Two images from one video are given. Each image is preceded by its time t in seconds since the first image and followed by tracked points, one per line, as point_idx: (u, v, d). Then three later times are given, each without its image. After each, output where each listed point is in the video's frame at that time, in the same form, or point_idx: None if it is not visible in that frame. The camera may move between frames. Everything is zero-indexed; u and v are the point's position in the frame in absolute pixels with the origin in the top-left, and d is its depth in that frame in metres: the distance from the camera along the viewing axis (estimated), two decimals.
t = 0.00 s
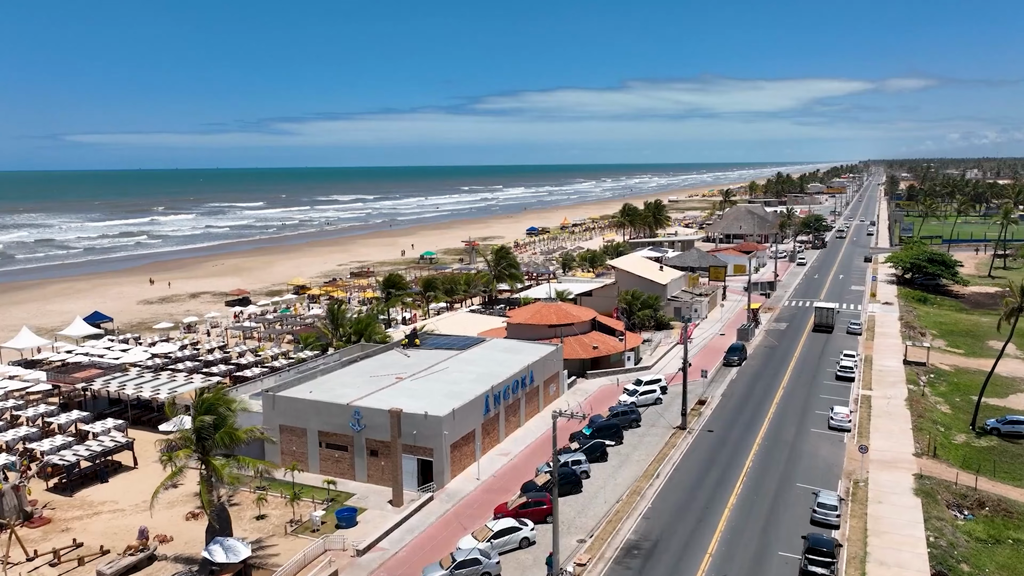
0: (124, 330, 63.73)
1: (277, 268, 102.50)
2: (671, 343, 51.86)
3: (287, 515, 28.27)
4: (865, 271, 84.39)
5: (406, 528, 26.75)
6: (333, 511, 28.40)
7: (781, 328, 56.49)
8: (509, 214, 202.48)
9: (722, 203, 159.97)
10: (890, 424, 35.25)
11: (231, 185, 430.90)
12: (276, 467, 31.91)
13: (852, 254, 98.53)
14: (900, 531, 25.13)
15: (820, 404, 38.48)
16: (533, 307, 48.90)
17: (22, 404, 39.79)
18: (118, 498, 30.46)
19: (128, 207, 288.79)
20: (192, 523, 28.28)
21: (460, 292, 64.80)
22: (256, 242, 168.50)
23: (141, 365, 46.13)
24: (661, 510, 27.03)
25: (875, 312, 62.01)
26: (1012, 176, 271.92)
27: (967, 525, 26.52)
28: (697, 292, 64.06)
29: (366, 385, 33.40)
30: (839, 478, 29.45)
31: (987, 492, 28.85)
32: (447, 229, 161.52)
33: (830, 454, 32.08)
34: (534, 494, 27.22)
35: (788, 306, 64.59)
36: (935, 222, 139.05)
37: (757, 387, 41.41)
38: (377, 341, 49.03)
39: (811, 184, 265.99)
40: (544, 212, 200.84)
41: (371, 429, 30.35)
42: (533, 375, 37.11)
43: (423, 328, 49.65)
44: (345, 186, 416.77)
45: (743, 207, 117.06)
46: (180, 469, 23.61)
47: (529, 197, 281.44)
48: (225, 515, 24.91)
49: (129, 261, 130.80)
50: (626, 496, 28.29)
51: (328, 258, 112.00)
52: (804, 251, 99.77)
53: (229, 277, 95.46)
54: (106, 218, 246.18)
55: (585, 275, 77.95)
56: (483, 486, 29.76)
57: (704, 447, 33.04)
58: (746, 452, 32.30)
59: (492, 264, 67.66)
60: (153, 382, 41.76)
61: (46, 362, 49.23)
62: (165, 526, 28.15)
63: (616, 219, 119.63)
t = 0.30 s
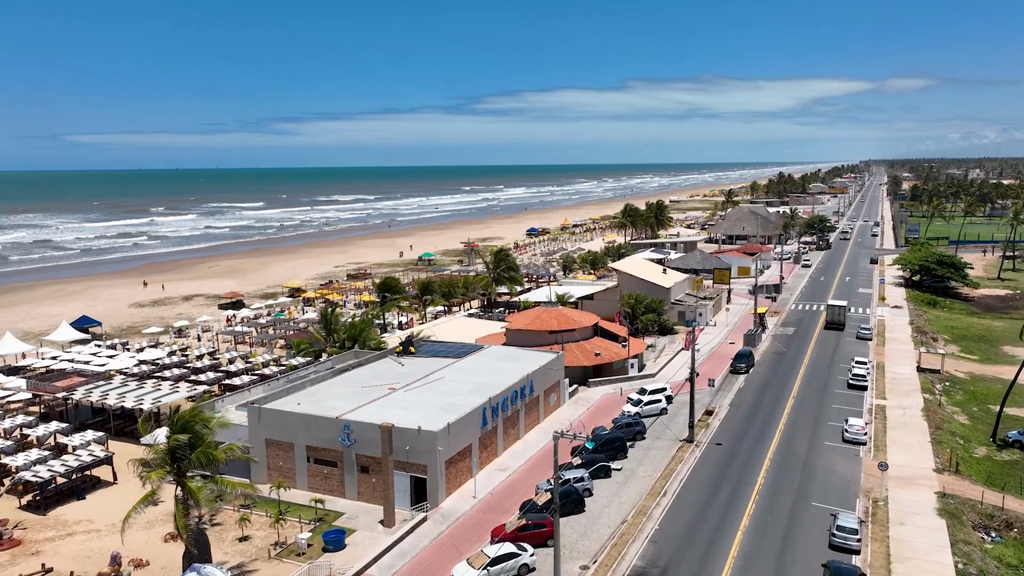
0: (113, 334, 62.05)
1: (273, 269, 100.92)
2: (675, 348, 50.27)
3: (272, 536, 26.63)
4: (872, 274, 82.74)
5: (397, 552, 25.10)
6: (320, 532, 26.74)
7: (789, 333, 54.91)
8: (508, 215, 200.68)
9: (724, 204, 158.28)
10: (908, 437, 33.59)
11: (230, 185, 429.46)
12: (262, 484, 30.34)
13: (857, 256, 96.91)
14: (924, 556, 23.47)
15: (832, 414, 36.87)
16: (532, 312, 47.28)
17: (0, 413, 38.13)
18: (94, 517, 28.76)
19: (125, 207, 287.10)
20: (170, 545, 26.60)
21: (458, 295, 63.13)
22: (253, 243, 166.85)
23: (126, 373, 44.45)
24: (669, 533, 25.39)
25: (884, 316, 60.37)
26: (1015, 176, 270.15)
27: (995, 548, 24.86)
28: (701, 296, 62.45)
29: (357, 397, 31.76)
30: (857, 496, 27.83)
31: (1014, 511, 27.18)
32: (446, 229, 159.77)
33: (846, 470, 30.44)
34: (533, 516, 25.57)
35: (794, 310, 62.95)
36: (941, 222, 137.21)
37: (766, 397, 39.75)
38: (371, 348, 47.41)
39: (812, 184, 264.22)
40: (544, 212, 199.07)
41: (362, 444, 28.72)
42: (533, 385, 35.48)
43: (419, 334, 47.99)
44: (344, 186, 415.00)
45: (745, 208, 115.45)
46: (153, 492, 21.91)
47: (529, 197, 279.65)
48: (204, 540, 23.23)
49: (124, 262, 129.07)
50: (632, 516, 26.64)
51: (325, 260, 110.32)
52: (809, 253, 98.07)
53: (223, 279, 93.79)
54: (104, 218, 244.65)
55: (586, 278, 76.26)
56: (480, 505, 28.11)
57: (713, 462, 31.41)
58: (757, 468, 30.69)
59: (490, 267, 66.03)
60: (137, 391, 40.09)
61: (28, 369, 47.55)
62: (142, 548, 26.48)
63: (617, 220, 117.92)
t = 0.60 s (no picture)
0: (101, 339, 60.37)
1: (268, 271, 99.22)
2: (681, 355, 48.61)
3: (254, 562, 24.86)
4: (879, 276, 81.00)
5: None
6: (305, 557, 24.98)
7: (797, 338, 53.28)
8: (508, 215, 198.93)
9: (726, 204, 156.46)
10: (928, 451, 31.85)
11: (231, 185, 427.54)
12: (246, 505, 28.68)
13: (863, 257, 95.13)
14: None
15: (846, 426, 35.19)
16: (531, 317, 45.63)
17: None
18: (67, 539, 27.11)
19: (123, 207, 285.45)
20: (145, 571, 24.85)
21: (456, 299, 61.41)
22: (250, 244, 165.15)
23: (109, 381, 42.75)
24: (678, 559, 23.65)
25: (895, 320, 58.63)
26: (1019, 175, 268.32)
27: None
28: (706, 300, 60.78)
29: (347, 410, 30.03)
30: (878, 517, 26.10)
31: None
32: (445, 230, 158.02)
33: (864, 488, 28.72)
34: (533, 541, 23.83)
35: (802, 313, 61.27)
36: (946, 223, 135.29)
37: (776, 407, 38.03)
38: (364, 355, 45.75)
39: (814, 184, 262.35)
40: (544, 213, 197.30)
41: (351, 461, 26.99)
42: (533, 396, 33.78)
43: (415, 341, 46.36)
44: (346, 186, 413.26)
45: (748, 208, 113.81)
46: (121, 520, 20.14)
47: (529, 197, 277.85)
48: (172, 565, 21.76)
49: (118, 263, 127.41)
50: (638, 539, 24.91)
51: (322, 261, 108.71)
52: (814, 254, 96.32)
53: (217, 281, 92.16)
54: (102, 218, 242.98)
55: (587, 281, 74.59)
56: (476, 527, 26.36)
57: (723, 479, 29.68)
58: (770, 485, 28.98)
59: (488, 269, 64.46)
60: (119, 400, 38.38)
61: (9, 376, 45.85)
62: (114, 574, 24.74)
63: (618, 220, 116.30)
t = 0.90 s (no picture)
0: (88, 344, 58.61)
1: (264, 273, 97.50)
2: (686, 361, 46.92)
3: None
4: (887, 278, 79.24)
5: None
6: None
7: (806, 344, 51.52)
8: (508, 216, 197.15)
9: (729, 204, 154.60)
10: (951, 468, 30.09)
11: (231, 185, 425.80)
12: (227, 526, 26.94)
13: (870, 259, 93.34)
14: None
15: (862, 439, 33.44)
16: (531, 323, 43.96)
17: None
18: (34, 565, 25.37)
19: (121, 207, 283.62)
20: None
21: (453, 302, 59.63)
22: (247, 245, 163.42)
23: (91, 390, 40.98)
24: None
25: (906, 324, 56.85)
26: (1023, 174, 266.14)
27: None
28: (711, 303, 59.06)
29: (335, 426, 28.31)
30: (903, 543, 24.34)
31: None
32: (444, 230, 156.20)
33: (885, 508, 26.95)
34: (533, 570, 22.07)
35: (810, 317, 59.54)
36: (952, 223, 133.35)
37: (787, 419, 36.27)
38: (358, 362, 44.00)
39: (816, 184, 260.52)
40: (544, 213, 195.41)
41: (338, 481, 25.28)
42: (533, 408, 32.05)
43: (410, 347, 44.71)
44: (346, 186, 411.70)
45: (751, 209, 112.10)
46: (82, 553, 18.51)
47: (529, 198, 276.00)
48: None
49: (113, 265, 125.71)
50: (646, 567, 23.15)
51: (319, 263, 106.99)
52: (819, 256, 94.52)
53: (212, 283, 90.52)
54: (99, 218, 241.29)
55: (588, 283, 72.89)
56: (471, 553, 24.61)
57: (735, 498, 27.94)
58: (785, 506, 27.23)
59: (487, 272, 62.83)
60: (99, 411, 36.57)
61: None
62: None
63: (620, 221, 114.59)
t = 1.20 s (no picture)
0: (75, 350, 56.90)
1: (259, 275, 95.78)
2: (692, 369, 45.17)
3: None
4: (895, 281, 77.46)
5: None
6: None
7: (816, 350, 49.73)
8: (507, 216, 195.44)
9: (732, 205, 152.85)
10: (976, 487, 28.33)
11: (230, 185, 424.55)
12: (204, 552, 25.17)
13: (876, 261, 91.55)
14: None
15: (880, 455, 31.66)
16: (531, 328, 42.24)
17: None
18: None
19: (119, 207, 282.04)
20: None
21: (451, 307, 57.86)
22: (244, 246, 161.78)
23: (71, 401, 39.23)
24: None
25: (917, 329, 55.03)
26: None
27: None
28: (717, 308, 57.34)
29: (322, 443, 26.55)
30: (931, 571, 22.57)
31: None
32: (443, 231, 154.46)
33: (909, 531, 25.18)
34: None
35: (818, 322, 57.80)
36: (957, 224, 131.50)
37: (800, 432, 34.51)
38: (350, 371, 42.28)
39: (819, 184, 258.74)
40: (544, 213, 193.70)
41: (323, 505, 23.51)
42: (533, 423, 30.30)
43: (404, 354, 43.01)
44: (345, 186, 410.03)
45: (755, 210, 110.38)
46: None
47: (529, 198, 274.19)
48: None
49: (107, 266, 124.04)
50: None
51: (315, 264, 105.28)
52: (825, 258, 92.73)
53: (205, 285, 88.90)
54: (96, 219, 239.67)
55: (589, 286, 71.19)
56: None
57: (748, 520, 26.18)
58: (801, 529, 25.46)
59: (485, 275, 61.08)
60: (76, 423, 34.79)
61: None
62: None
63: (621, 222, 112.91)
